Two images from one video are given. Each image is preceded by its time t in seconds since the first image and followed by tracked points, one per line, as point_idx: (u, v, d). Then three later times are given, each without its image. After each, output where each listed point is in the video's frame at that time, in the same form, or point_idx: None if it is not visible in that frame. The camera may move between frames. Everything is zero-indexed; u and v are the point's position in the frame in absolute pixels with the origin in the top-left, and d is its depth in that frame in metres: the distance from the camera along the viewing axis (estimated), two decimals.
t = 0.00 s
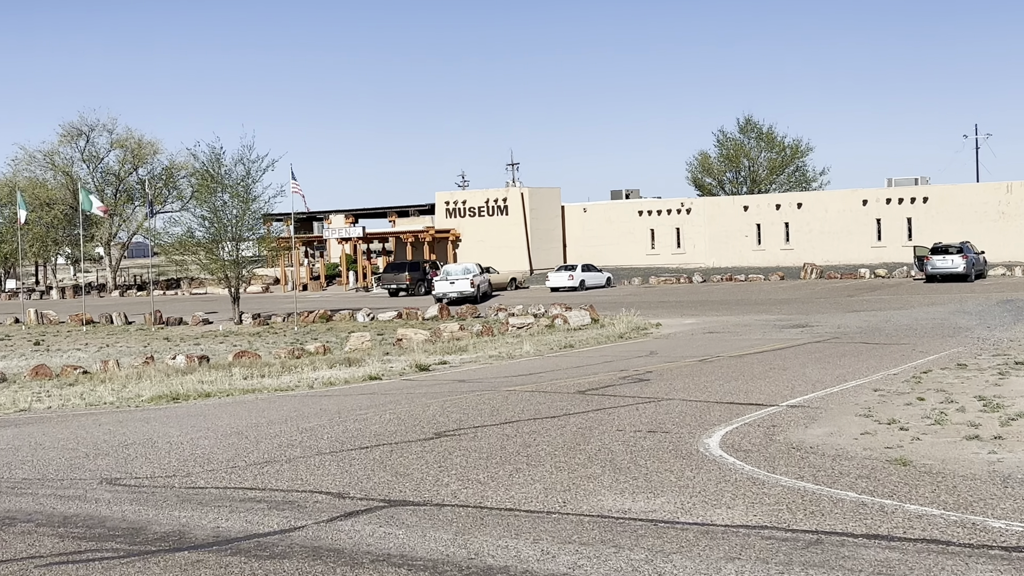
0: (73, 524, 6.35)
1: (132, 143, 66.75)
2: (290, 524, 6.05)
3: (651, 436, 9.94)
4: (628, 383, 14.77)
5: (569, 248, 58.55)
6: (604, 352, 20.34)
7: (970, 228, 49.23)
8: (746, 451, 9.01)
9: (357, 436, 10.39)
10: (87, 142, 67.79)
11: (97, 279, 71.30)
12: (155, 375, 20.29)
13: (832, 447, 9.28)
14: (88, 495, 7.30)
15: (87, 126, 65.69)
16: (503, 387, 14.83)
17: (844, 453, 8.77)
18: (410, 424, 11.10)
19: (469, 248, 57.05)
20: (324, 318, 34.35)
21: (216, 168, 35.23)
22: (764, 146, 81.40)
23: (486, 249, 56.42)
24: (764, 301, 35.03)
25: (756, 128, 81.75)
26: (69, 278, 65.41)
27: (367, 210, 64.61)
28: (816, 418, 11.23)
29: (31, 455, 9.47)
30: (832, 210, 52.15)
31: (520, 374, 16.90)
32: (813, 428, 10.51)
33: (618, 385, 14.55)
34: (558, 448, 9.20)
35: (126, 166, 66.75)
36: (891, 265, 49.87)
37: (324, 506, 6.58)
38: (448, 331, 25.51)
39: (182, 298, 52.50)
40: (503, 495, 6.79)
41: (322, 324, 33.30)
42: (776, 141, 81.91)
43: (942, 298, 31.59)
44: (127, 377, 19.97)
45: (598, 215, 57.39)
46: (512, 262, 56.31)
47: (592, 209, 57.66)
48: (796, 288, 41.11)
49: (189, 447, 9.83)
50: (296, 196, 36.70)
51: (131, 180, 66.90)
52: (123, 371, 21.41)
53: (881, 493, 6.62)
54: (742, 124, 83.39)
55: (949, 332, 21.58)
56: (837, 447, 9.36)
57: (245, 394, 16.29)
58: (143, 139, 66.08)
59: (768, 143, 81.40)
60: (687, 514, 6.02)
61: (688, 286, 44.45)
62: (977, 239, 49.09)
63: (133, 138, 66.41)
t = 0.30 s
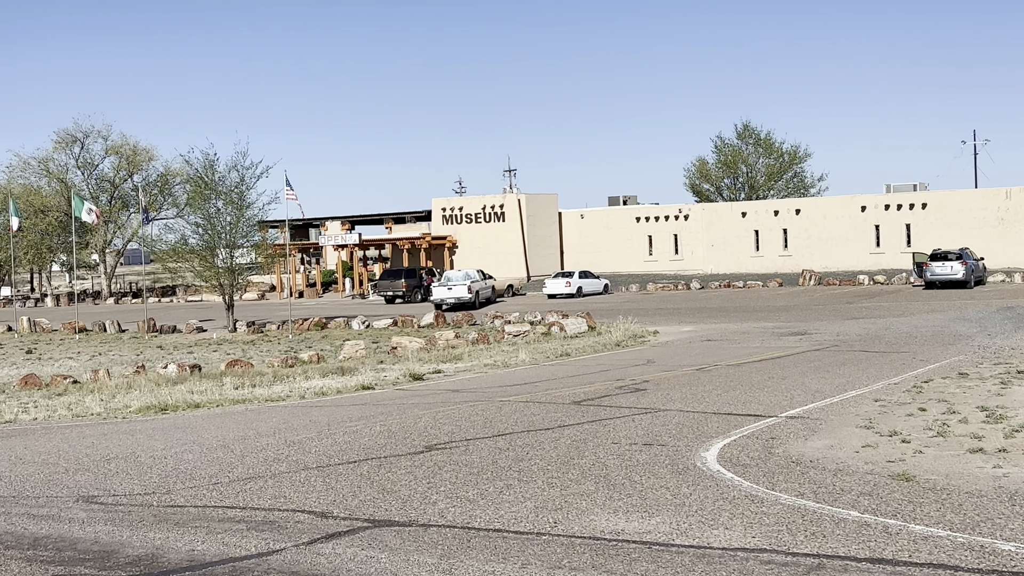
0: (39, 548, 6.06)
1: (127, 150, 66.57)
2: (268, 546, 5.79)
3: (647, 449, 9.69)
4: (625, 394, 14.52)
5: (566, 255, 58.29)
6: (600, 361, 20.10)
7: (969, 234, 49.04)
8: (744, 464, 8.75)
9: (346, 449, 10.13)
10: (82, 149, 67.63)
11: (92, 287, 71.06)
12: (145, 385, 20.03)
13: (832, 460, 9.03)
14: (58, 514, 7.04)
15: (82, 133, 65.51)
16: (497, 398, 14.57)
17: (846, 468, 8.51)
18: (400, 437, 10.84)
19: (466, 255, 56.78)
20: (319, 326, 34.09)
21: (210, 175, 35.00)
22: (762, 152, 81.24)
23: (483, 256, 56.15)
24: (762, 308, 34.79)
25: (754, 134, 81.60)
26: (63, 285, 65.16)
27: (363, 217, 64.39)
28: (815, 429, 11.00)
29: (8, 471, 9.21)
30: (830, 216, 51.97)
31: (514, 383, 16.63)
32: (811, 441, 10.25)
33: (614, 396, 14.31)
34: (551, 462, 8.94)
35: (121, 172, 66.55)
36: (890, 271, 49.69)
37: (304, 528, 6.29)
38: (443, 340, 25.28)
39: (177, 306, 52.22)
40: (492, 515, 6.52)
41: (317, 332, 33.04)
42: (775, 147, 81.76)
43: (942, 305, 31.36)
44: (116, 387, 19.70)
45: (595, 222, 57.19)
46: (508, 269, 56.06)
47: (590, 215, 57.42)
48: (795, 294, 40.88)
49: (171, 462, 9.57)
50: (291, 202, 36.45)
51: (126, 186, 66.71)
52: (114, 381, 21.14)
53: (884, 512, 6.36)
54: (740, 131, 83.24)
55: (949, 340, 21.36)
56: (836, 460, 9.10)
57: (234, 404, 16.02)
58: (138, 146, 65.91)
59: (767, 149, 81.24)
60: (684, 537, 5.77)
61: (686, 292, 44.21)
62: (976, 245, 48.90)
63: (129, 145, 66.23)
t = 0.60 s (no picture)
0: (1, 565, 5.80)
1: (122, 156, 66.30)
2: (238, 563, 5.53)
3: (638, 457, 9.44)
4: (619, 400, 14.26)
5: (562, 260, 58.04)
6: (593, 366, 19.84)
7: (966, 238, 48.86)
8: (737, 473, 8.49)
9: (330, 459, 9.85)
10: (76, 155, 67.34)
11: (86, 293, 70.70)
12: (132, 392, 19.73)
13: (829, 468, 8.79)
14: (25, 529, 6.77)
15: (76, 139, 65.24)
16: (488, 405, 14.29)
17: (842, 477, 8.25)
18: (386, 446, 10.56)
19: (461, 260, 56.54)
20: (313, 332, 33.81)
21: (202, 180, 34.72)
22: (758, 156, 81.07)
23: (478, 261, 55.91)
24: (759, 312, 34.55)
25: (750, 138, 81.47)
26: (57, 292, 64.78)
27: (358, 222, 64.13)
28: (811, 437, 10.73)
29: None
30: (826, 220, 51.77)
31: (507, 390, 16.36)
32: (808, 448, 9.99)
33: (607, 402, 14.04)
34: (540, 472, 8.67)
35: (116, 178, 66.26)
36: (887, 275, 49.49)
37: (278, 543, 6.02)
38: (436, 345, 25.02)
39: (170, 312, 51.90)
40: (473, 528, 6.26)
41: (310, 338, 32.75)
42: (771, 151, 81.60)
43: (940, 309, 31.13)
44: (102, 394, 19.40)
45: (591, 227, 56.95)
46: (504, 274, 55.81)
47: (586, 220, 57.18)
48: (791, 299, 40.64)
49: (149, 472, 9.31)
50: (284, 207, 36.20)
51: (120, 193, 66.42)
52: (101, 388, 20.83)
53: (883, 525, 6.10)
54: (736, 135, 83.10)
55: (946, 344, 21.13)
56: (833, 468, 8.84)
57: (221, 412, 15.75)
58: (132, 152, 65.67)
59: (763, 153, 81.10)
60: (673, 552, 5.52)
61: (683, 297, 43.95)
62: (974, 249, 48.71)
63: (123, 151, 65.97)
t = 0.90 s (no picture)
0: None
1: (117, 162, 66.10)
2: None
3: (632, 471, 9.20)
4: (614, 410, 14.00)
5: (559, 264, 57.80)
6: (590, 374, 19.58)
7: (964, 242, 48.68)
8: (734, 489, 8.24)
9: (315, 474, 9.59)
10: (71, 161, 67.09)
11: (82, 299, 70.41)
12: (121, 402, 19.44)
13: (828, 483, 8.55)
14: None
15: (71, 145, 65.02)
16: (480, 415, 14.05)
17: (841, 492, 8.02)
18: (373, 459, 10.29)
19: (457, 265, 56.26)
20: (307, 338, 33.54)
21: (195, 186, 34.47)
22: (755, 160, 80.99)
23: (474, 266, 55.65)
24: (756, 317, 34.33)
25: (747, 142, 81.38)
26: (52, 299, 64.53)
27: (355, 228, 63.89)
28: (810, 448, 10.50)
29: None
30: (824, 224, 51.59)
31: (500, 398, 16.12)
32: (806, 461, 9.75)
33: (602, 412, 13.79)
34: (531, 487, 8.44)
35: (111, 184, 66.01)
36: (885, 279, 49.28)
37: (256, 570, 5.76)
38: (431, 352, 24.79)
39: (165, 318, 51.62)
40: (458, 551, 6.01)
41: (304, 345, 32.47)
42: (768, 155, 81.52)
43: (939, 314, 30.94)
44: (91, 404, 19.12)
45: (588, 231, 56.71)
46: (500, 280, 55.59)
47: (582, 225, 56.93)
48: (789, 304, 40.46)
49: (129, 488, 9.05)
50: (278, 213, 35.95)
51: (115, 198, 66.17)
52: (90, 397, 20.56)
53: (884, 547, 5.86)
54: (733, 139, 83.02)
55: (945, 351, 20.90)
56: (832, 483, 8.61)
57: (209, 422, 15.48)
58: (127, 157, 65.45)
59: (760, 157, 81.03)
60: None
61: (679, 302, 43.76)
62: (972, 253, 48.53)
63: (118, 156, 65.76)
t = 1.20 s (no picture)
0: None
1: (111, 163, 65.82)
2: None
3: (628, 475, 8.98)
4: (609, 412, 13.78)
5: (555, 265, 57.59)
6: (587, 375, 19.36)
7: (961, 241, 48.51)
8: (732, 494, 8.02)
9: (305, 478, 9.36)
10: (66, 162, 66.86)
11: (77, 301, 70.13)
12: (110, 405, 19.16)
13: (830, 488, 8.32)
14: None
15: (65, 145, 64.76)
16: (474, 417, 13.82)
17: (843, 497, 7.81)
18: (363, 464, 10.05)
19: (453, 266, 56.02)
20: (301, 340, 33.29)
21: (189, 187, 34.20)
22: (751, 160, 80.88)
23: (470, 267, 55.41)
24: (752, 318, 34.12)
25: (743, 142, 81.28)
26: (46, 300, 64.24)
27: (350, 228, 63.68)
28: (810, 452, 10.28)
29: None
30: (820, 224, 51.41)
31: (495, 400, 15.89)
32: (806, 465, 9.53)
33: (598, 415, 13.56)
34: (524, 492, 8.21)
35: (105, 185, 65.73)
36: (882, 279, 49.13)
37: None
38: (425, 353, 24.58)
39: (159, 320, 51.34)
40: (447, 562, 5.78)
41: (298, 346, 32.20)
42: (764, 155, 81.43)
43: (937, 314, 30.76)
44: (81, 406, 18.85)
45: (584, 232, 56.52)
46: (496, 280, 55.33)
47: (578, 225, 56.74)
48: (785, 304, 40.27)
49: (111, 495, 8.81)
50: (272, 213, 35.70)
51: (110, 199, 65.87)
52: (81, 400, 20.31)
53: (890, 556, 5.64)
54: (729, 139, 82.91)
55: (943, 351, 20.70)
56: (832, 488, 8.39)
57: (199, 424, 15.23)
58: (122, 158, 65.19)
59: (756, 157, 80.94)
60: None
61: (676, 302, 43.59)
62: (969, 253, 48.36)
63: (113, 157, 65.49)
